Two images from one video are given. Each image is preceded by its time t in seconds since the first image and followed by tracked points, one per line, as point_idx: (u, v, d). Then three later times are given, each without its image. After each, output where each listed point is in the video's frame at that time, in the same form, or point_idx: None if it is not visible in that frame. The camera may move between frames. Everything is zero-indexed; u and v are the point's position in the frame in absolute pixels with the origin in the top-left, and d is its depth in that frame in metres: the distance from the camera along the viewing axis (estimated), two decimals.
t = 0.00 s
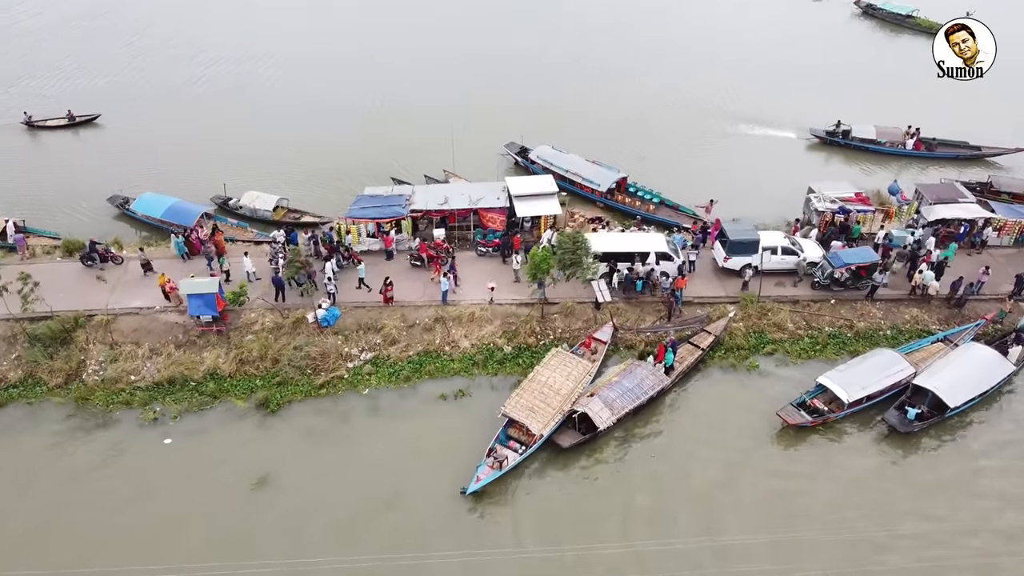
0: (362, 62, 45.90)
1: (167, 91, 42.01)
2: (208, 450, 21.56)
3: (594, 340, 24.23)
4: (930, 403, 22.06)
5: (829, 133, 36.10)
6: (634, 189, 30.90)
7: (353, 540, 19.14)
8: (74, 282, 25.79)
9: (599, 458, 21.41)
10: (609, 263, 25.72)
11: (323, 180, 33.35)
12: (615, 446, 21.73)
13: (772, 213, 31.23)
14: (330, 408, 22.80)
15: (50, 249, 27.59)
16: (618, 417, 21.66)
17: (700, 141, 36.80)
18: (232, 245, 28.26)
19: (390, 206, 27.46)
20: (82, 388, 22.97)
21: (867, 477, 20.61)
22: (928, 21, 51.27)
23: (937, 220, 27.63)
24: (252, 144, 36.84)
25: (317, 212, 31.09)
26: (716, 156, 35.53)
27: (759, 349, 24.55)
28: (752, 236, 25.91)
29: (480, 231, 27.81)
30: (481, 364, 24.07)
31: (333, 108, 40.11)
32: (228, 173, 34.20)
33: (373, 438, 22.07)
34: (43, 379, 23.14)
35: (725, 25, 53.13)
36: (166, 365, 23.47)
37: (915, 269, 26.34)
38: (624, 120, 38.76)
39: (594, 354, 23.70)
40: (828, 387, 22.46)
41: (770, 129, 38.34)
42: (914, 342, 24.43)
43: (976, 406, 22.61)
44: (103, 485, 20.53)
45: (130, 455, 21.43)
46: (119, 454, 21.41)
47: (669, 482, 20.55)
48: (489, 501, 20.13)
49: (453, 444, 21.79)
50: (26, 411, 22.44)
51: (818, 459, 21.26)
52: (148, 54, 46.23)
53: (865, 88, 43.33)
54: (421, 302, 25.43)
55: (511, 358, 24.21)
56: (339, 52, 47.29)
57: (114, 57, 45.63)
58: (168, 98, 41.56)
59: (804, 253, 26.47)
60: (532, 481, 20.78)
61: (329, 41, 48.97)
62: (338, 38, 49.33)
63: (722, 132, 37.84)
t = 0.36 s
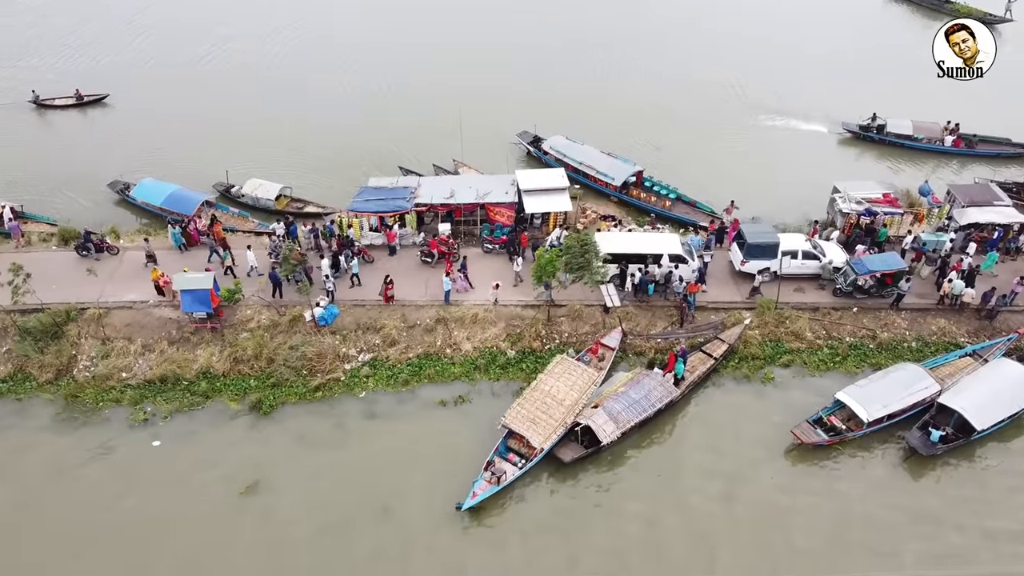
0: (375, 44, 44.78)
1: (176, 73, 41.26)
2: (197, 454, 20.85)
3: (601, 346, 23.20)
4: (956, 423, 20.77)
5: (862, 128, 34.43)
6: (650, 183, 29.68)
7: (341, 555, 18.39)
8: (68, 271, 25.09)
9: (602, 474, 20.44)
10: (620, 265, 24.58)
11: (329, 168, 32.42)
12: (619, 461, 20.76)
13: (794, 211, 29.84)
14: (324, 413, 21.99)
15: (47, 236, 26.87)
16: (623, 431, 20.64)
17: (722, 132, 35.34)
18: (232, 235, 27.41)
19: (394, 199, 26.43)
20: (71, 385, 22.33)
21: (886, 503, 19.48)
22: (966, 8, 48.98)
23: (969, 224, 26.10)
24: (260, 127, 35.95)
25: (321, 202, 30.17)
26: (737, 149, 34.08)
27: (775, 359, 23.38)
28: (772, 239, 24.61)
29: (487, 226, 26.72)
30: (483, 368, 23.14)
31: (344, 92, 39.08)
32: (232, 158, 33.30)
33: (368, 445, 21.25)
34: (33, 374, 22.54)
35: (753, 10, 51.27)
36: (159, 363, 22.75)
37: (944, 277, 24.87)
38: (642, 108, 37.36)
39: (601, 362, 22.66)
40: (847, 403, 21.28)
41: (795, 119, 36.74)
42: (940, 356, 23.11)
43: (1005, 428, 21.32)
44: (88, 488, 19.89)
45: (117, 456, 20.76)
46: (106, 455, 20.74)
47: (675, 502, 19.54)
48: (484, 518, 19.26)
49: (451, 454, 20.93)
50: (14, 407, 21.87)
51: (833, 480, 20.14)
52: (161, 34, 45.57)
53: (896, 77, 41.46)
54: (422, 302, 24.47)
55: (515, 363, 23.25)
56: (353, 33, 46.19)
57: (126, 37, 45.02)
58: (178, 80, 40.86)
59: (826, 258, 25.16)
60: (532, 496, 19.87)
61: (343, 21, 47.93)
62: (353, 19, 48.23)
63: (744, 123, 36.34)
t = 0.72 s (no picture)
0: (394, 23, 43.50)
1: (190, 51, 40.38)
2: (185, 458, 20.14)
3: (609, 354, 22.09)
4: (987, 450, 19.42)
5: (903, 122, 32.67)
6: (669, 176, 28.29)
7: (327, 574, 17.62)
8: (62, 259, 24.34)
9: (604, 492, 19.45)
10: (633, 267, 23.33)
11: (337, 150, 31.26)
12: (623, 480, 19.74)
13: (820, 209, 28.32)
14: (318, 418, 21.16)
15: (42, 220, 26.08)
16: (628, 449, 19.57)
17: (747, 123, 33.80)
18: (232, 224, 26.49)
19: (399, 190, 25.26)
20: (60, 380, 21.67)
21: (905, 536, 18.32)
22: None
23: (1009, 231, 24.54)
24: (269, 106, 34.85)
25: (326, 190, 29.14)
26: (763, 140, 32.47)
27: (793, 372, 22.12)
28: (794, 244, 23.25)
29: (495, 221, 25.45)
30: (485, 374, 22.13)
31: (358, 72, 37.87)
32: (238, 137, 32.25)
33: (361, 454, 20.39)
34: (21, 367, 21.88)
35: None
36: (149, 359, 22.00)
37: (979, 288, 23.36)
38: (664, 97, 35.91)
39: (608, 372, 21.56)
40: (868, 425, 20.01)
41: (824, 110, 35.05)
42: (971, 374, 21.69)
43: None
44: (72, 491, 19.27)
45: (103, 457, 20.10)
46: (92, 456, 20.09)
47: (680, 527, 18.52)
48: (478, 537, 18.35)
49: (447, 467, 20.05)
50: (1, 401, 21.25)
51: (849, 508, 18.99)
52: (177, 11, 44.71)
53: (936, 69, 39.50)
54: (424, 301, 23.43)
55: (518, 369, 22.22)
56: (371, 11, 44.92)
57: (142, 14, 44.23)
58: (190, 57, 39.91)
59: (852, 264, 23.63)
60: (529, 515, 18.95)
61: None
62: None
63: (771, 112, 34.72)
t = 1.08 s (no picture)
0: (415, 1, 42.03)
1: (206, 25, 39.25)
2: (175, 462, 19.47)
3: (621, 365, 20.96)
4: None
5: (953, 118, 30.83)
6: (693, 171, 26.85)
7: None
8: (59, 245, 23.61)
9: (609, 514, 18.45)
10: (649, 272, 22.06)
11: (345, 132, 30.05)
12: (629, 502, 18.73)
13: (852, 210, 26.74)
14: (313, 423, 20.34)
15: (42, 203, 25.35)
16: (636, 470, 18.50)
17: (779, 113, 32.10)
18: (235, 211, 25.55)
19: (406, 181, 24.11)
20: (52, 374, 21.05)
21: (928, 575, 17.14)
22: None
23: None
24: (282, 83, 33.66)
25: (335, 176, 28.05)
26: (796, 134, 30.77)
27: (815, 390, 20.85)
28: (823, 252, 21.81)
29: (507, 217, 24.29)
30: (489, 381, 21.12)
31: (376, 51, 36.53)
32: (248, 116, 31.16)
33: (357, 463, 19.57)
34: (13, 360, 21.27)
35: None
36: (143, 355, 21.29)
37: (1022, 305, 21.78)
38: (691, 84, 34.28)
39: (618, 385, 20.46)
40: (893, 453, 18.73)
41: (860, 101, 33.21)
42: (1008, 399, 20.24)
43: None
44: (58, 492, 18.68)
45: (92, 457, 19.49)
46: (81, 456, 19.48)
47: (687, 555, 17.48)
48: (473, 558, 17.46)
49: (445, 481, 19.16)
50: None
51: (869, 542, 17.83)
52: None
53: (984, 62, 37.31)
54: (429, 302, 22.42)
55: (525, 377, 21.17)
56: None
57: None
58: (205, 30, 38.80)
59: (884, 275, 22.15)
60: (528, 536, 18.04)
61: None
62: None
63: (803, 103, 32.98)
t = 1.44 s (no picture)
0: None
1: None
2: (165, 464, 18.84)
3: (633, 377, 19.87)
4: None
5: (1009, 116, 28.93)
6: (720, 165, 25.37)
7: None
8: (57, 230, 22.88)
9: (613, 539, 17.54)
10: (668, 279, 20.80)
11: (356, 111, 28.80)
12: (635, 527, 17.79)
13: (888, 212, 25.15)
14: (309, 429, 19.60)
15: (43, 183, 24.61)
16: (644, 495, 17.50)
17: (813, 104, 30.38)
18: (238, 196, 24.59)
19: (416, 172, 22.93)
20: (44, 366, 20.45)
21: None
22: None
23: None
24: (295, 55, 32.36)
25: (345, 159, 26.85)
26: (832, 127, 29.04)
27: (839, 411, 19.63)
28: (856, 264, 20.37)
29: (520, 212, 23.08)
30: (494, 389, 20.15)
31: (395, 25, 35.09)
32: (259, 90, 29.95)
33: (352, 473, 18.81)
34: (6, 349, 20.71)
35: None
36: (137, 349, 20.60)
37: None
38: (724, 68, 32.50)
39: (630, 399, 19.39)
40: (920, 486, 17.47)
41: (903, 92, 31.30)
42: None
43: None
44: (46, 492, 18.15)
45: (82, 456, 18.93)
46: (70, 454, 18.93)
47: None
48: None
49: (443, 496, 18.33)
50: None
51: None
52: None
53: None
54: (434, 302, 21.43)
55: (531, 386, 20.17)
56: None
57: None
58: None
59: (919, 289, 20.66)
60: (527, 559, 17.22)
61: None
62: None
63: (840, 93, 31.17)
